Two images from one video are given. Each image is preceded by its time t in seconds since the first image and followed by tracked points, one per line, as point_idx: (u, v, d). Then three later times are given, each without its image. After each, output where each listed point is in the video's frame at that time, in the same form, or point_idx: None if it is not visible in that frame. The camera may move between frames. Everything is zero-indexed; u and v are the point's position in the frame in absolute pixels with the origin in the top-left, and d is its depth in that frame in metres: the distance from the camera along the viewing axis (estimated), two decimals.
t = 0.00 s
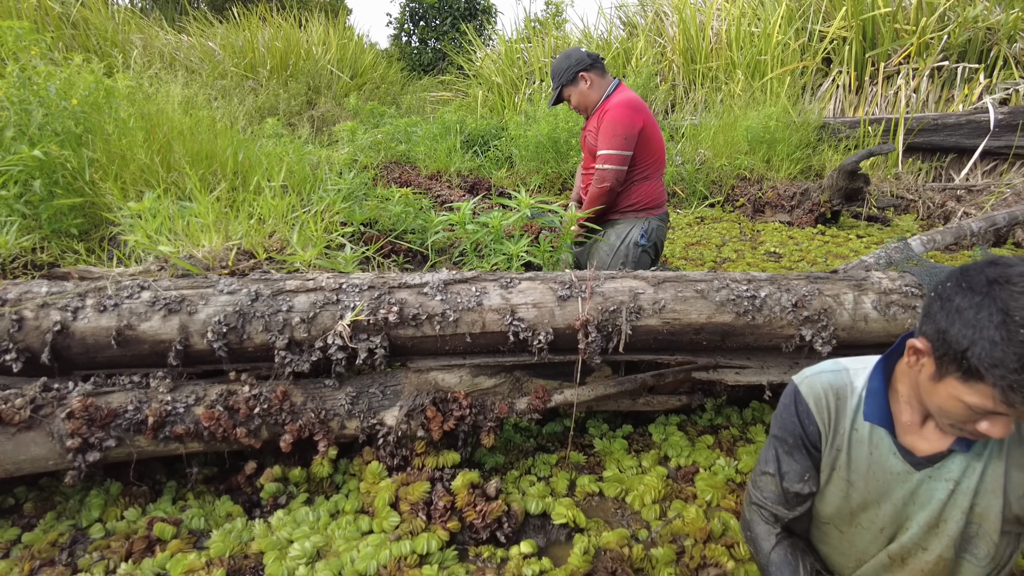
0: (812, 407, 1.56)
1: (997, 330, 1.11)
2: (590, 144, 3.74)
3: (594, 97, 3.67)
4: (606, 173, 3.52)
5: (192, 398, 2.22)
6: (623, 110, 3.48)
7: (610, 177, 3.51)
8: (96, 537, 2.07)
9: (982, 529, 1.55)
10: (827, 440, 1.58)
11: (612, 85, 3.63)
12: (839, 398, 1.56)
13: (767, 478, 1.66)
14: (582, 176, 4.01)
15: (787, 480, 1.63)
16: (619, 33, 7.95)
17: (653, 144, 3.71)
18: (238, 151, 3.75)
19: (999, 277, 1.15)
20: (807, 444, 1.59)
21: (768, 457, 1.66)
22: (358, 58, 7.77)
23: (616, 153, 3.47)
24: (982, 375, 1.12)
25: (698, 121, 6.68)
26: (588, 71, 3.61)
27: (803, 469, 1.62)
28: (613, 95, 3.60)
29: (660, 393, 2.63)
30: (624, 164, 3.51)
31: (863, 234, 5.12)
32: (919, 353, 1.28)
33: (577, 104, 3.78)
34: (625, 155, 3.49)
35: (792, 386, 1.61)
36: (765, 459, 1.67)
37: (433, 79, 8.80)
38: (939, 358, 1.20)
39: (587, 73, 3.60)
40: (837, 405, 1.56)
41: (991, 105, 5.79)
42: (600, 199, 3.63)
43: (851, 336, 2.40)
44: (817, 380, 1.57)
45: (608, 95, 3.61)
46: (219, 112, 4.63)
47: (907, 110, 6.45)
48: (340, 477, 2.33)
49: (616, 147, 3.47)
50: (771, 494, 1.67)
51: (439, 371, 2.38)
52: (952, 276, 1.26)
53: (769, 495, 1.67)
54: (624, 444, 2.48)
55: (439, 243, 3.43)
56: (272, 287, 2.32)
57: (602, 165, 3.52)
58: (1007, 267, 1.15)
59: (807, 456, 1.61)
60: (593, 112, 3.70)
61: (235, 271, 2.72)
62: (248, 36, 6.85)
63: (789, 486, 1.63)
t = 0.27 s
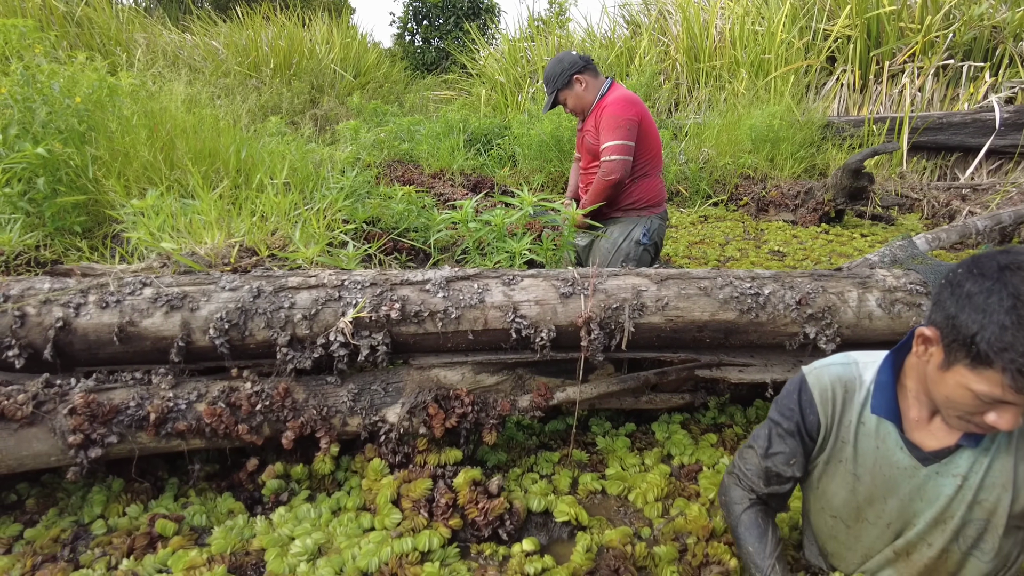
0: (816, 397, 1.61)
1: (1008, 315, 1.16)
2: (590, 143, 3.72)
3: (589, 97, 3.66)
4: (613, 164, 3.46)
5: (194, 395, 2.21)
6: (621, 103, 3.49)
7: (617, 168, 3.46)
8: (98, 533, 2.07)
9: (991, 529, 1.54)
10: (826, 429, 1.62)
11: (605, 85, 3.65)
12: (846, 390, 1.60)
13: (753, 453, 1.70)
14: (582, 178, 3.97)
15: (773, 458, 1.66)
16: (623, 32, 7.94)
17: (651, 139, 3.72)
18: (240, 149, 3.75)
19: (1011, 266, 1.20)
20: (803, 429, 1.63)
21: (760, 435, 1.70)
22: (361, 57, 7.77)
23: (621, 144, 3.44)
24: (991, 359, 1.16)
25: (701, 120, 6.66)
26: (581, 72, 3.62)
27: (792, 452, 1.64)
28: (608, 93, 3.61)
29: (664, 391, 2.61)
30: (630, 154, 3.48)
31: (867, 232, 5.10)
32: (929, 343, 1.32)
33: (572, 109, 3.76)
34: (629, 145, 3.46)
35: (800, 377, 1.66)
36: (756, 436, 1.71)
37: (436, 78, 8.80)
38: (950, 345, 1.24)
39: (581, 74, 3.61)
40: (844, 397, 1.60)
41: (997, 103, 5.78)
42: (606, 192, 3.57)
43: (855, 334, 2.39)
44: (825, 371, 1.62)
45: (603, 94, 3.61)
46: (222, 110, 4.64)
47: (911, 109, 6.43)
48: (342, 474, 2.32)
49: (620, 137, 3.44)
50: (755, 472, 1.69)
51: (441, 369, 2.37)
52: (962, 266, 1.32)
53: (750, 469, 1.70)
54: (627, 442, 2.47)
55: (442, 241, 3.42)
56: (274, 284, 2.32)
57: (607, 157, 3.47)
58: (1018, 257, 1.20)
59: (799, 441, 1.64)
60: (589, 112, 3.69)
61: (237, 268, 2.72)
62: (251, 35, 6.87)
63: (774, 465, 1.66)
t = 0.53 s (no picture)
0: (816, 383, 1.62)
1: (973, 306, 1.16)
2: (593, 146, 3.71)
3: (593, 100, 3.64)
4: (612, 172, 3.46)
5: (193, 394, 2.22)
6: (625, 109, 3.46)
7: (617, 177, 3.47)
8: (97, 531, 2.08)
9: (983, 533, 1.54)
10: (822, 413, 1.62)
11: (611, 87, 3.62)
12: (848, 383, 1.61)
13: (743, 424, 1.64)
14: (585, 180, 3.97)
15: (760, 426, 1.62)
16: (625, 31, 7.92)
17: (654, 144, 3.70)
18: (241, 148, 3.76)
19: (983, 260, 1.20)
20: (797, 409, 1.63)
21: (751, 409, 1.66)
22: (364, 56, 7.78)
23: (621, 153, 3.44)
24: (958, 352, 1.18)
25: (703, 119, 6.65)
26: (586, 74, 3.59)
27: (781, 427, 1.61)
28: (613, 96, 3.58)
29: (662, 391, 2.61)
30: (630, 163, 3.48)
31: (869, 232, 5.10)
32: (909, 341, 1.34)
33: (576, 109, 3.74)
34: (630, 153, 3.46)
35: (803, 364, 1.67)
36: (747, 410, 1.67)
37: (439, 77, 8.81)
38: (924, 340, 1.27)
39: (586, 76, 3.58)
40: (846, 389, 1.61)
41: (999, 103, 5.77)
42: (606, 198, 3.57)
43: (853, 334, 2.39)
44: (830, 361, 1.64)
45: (608, 97, 3.59)
46: (223, 109, 4.65)
47: (914, 109, 6.41)
48: (340, 473, 2.32)
49: (620, 146, 3.44)
50: (743, 439, 1.62)
51: (439, 368, 2.38)
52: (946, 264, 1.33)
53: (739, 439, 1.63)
54: (624, 442, 2.47)
55: (442, 241, 3.43)
56: (273, 284, 2.32)
57: (608, 164, 3.48)
58: (993, 252, 1.20)
59: (790, 419, 1.62)
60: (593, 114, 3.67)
61: (237, 268, 2.72)
62: (254, 34, 6.88)
63: (761, 434, 1.61)
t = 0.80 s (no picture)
0: (824, 397, 1.58)
1: (956, 294, 1.17)
2: (599, 148, 3.70)
3: (598, 100, 3.63)
4: (625, 177, 3.46)
5: (193, 392, 2.23)
6: (632, 111, 3.45)
7: (629, 182, 3.47)
8: (99, 529, 2.10)
9: (982, 541, 1.55)
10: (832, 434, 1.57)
11: (616, 88, 3.61)
12: (852, 393, 1.58)
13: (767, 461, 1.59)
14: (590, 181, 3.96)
15: (786, 460, 1.56)
16: (627, 30, 7.91)
17: (660, 145, 3.69)
18: (242, 148, 3.77)
19: (971, 252, 1.21)
20: (813, 431, 1.58)
21: (770, 441, 1.61)
22: (366, 56, 7.79)
23: (633, 157, 3.43)
24: (941, 340, 1.18)
25: (704, 118, 6.64)
26: (592, 74, 3.57)
27: (803, 455, 1.56)
28: (618, 97, 3.58)
29: (661, 390, 2.62)
30: (641, 167, 3.48)
31: (870, 232, 5.10)
32: (902, 338, 1.34)
33: (580, 110, 3.72)
34: (641, 158, 3.45)
35: (808, 374, 1.64)
36: (766, 443, 1.62)
37: (440, 77, 8.82)
38: (914, 334, 1.27)
39: (591, 76, 3.56)
40: (850, 400, 1.58)
41: (1001, 102, 5.77)
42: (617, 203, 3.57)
43: (852, 333, 2.39)
44: (833, 371, 1.60)
45: (614, 97, 3.58)
46: (225, 109, 4.66)
47: (916, 108, 6.40)
48: (340, 471, 2.33)
49: (632, 151, 3.43)
50: (771, 479, 1.57)
51: (438, 367, 2.39)
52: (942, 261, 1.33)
53: (764, 478, 1.58)
54: (623, 440, 2.48)
55: (443, 240, 3.44)
56: (273, 283, 2.33)
57: (619, 168, 3.47)
58: (981, 246, 1.21)
59: (809, 443, 1.57)
60: (598, 115, 3.66)
61: (237, 267, 2.73)
62: (255, 34, 6.89)
63: (788, 471, 1.55)
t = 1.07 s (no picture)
0: (816, 427, 1.49)
1: (939, 321, 1.11)
2: (597, 153, 3.68)
3: (595, 103, 3.62)
4: (627, 184, 3.43)
5: (189, 391, 2.24)
6: (629, 116, 3.44)
7: (633, 188, 3.44)
8: (94, 526, 2.10)
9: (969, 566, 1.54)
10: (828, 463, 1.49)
11: (613, 92, 3.60)
12: (843, 423, 1.49)
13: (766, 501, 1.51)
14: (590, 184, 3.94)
15: (786, 499, 1.47)
16: (627, 30, 7.90)
17: (658, 148, 3.68)
18: (240, 148, 3.78)
19: (960, 277, 1.15)
20: (809, 465, 1.49)
21: (766, 478, 1.53)
22: (366, 56, 7.80)
23: (634, 163, 3.41)
24: (921, 372, 1.12)
25: (704, 118, 6.64)
26: (589, 76, 3.56)
27: (802, 490, 1.47)
28: (615, 101, 3.57)
29: (656, 389, 2.62)
30: (643, 173, 3.45)
31: (869, 232, 5.10)
32: (889, 368, 1.28)
33: (578, 113, 3.71)
34: (642, 164, 3.43)
35: (797, 402, 1.54)
36: (762, 480, 1.54)
37: (441, 77, 8.83)
38: (897, 364, 1.21)
39: (589, 78, 3.55)
40: (842, 429, 1.49)
41: (1001, 102, 5.76)
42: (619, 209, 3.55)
43: (846, 333, 2.39)
44: (824, 399, 1.50)
45: (611, 101, 3.57)
46: (224, 109, 4.67)
47: (916, 107, 6.39)
48: (335, 470, 2.34)
49: (632, 157, 3.41)
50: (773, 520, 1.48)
51: (433, 366, 2.39)
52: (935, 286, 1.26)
53: (766, 519, 1.50)
54: (618, 440, 2.48)
55: (441, 240, 3.44)
56: (268, 282, 2.34)
57: (620, 176, 3.44)
58: (972, 273, 1.14)
59: (806, 477, 1.48)
60: (595, 119, 3.65)
61: (234, 266, 2.73)
62: (256, 34, 6.91)
63: (789, 510, 1.47)
